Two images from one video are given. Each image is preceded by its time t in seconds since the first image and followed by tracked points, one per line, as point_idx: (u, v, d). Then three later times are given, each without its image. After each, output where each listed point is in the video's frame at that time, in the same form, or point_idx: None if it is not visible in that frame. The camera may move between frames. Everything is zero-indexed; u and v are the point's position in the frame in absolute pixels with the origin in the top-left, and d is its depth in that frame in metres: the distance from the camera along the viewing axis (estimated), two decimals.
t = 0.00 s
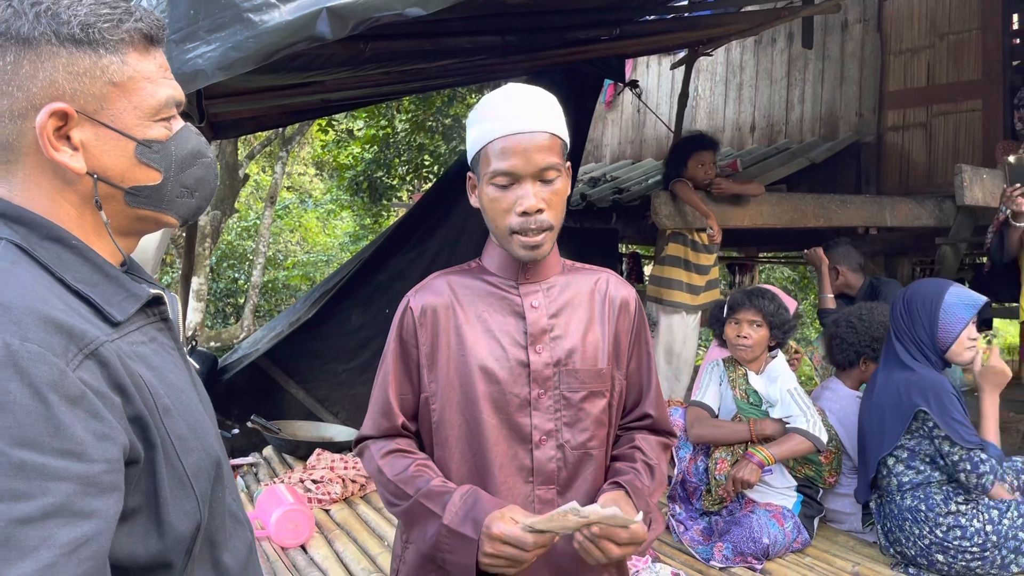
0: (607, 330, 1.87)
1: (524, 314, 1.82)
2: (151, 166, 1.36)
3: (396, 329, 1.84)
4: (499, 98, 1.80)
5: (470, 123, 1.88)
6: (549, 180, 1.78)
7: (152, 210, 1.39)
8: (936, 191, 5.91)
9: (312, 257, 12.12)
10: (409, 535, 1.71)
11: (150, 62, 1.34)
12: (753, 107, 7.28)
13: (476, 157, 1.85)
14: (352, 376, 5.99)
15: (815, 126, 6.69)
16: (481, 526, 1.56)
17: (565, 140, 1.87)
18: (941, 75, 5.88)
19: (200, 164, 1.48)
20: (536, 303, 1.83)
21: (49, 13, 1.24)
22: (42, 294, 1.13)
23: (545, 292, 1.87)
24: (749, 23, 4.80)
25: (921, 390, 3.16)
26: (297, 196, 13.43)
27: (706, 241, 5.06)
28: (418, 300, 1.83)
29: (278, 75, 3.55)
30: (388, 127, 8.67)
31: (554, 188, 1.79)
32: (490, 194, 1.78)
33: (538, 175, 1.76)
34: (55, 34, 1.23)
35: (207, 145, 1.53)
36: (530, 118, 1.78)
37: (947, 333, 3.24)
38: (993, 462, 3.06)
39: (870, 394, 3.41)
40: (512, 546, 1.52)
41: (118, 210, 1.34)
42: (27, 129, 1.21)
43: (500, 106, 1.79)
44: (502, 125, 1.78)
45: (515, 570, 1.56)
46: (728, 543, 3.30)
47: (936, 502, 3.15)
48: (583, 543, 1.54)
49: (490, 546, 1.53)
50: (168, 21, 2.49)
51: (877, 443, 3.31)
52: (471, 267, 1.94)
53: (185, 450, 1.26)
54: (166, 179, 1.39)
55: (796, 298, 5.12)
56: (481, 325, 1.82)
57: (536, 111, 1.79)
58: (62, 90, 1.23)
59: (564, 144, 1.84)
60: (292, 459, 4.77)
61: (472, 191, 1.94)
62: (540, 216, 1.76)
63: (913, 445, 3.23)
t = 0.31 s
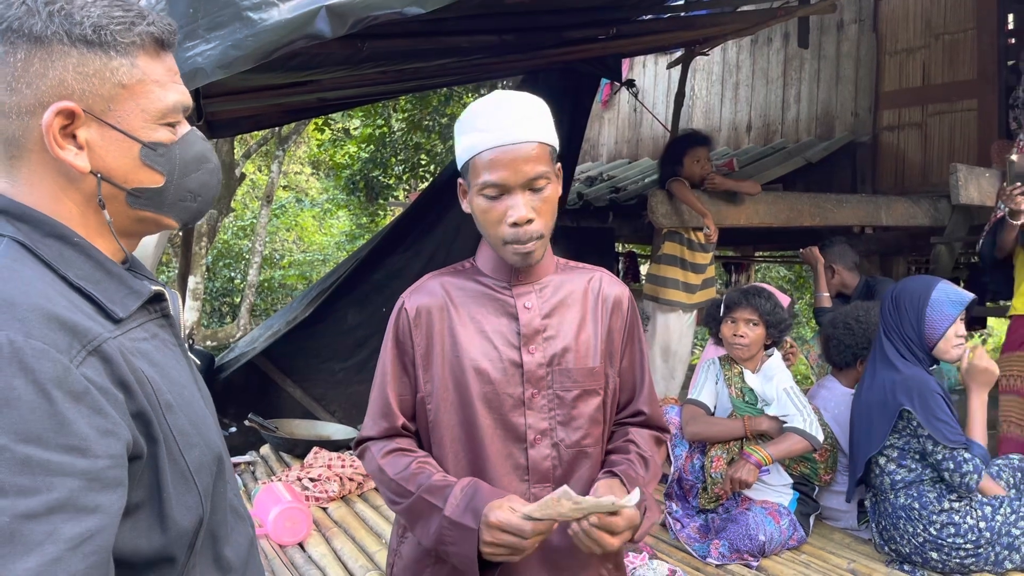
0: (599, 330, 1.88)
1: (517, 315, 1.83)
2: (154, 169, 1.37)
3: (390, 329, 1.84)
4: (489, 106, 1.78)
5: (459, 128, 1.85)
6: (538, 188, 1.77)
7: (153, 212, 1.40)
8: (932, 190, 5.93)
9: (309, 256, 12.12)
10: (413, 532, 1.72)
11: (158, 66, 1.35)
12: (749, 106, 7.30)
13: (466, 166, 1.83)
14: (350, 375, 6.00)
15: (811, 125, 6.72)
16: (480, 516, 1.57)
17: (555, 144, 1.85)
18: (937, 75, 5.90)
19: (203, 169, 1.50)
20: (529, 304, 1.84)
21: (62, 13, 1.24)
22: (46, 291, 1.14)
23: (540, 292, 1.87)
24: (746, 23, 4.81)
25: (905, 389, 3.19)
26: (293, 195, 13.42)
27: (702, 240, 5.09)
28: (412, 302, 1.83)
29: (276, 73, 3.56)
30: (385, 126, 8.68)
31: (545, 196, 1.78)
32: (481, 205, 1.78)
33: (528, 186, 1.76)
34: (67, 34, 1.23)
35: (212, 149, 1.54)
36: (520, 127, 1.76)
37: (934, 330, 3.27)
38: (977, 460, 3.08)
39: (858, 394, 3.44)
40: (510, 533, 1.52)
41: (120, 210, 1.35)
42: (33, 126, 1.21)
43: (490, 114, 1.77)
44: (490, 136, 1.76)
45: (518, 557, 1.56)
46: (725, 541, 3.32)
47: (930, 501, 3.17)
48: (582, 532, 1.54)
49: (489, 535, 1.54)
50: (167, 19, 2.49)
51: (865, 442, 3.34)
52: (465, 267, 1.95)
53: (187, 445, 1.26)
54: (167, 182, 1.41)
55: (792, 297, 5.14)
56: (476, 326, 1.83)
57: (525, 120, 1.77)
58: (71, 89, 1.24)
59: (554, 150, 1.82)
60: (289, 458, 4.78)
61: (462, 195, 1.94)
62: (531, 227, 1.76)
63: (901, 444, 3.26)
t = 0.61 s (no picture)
0: (588, 327, 1.88)
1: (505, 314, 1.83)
2: (157, 180, 1.37)
3: (381, 331, 1.85)
4: (478, 117, 1.77)
5: (447, 136, 1.85)
6: (527, 201, 1.78)
7: (152, 221, 1.39)
8: (925, 191, 5.96)
9: (303, 257, 12.11)
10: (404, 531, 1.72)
11: (174, 80, 1.37)
12: (743, 107, 7.32)
13: (454, 174, 1.83)
14: (345, 375, 6.00)
15: (805, 126, 6.74)
16: (463, 512, 1.57)
17: (544, 154, 1.84)
18: (931, 76, 5.93)
19: (207, 184, 1.50)
20: (516, 303, 1.84)
21: (84, 18, 1.28)
22: (45, 293, 1.14)
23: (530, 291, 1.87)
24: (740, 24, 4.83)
25: (913, 393, 3.20)
26: (288, 196, 13.41)
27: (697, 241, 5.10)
28: (402, 302, 1.84)
29: (272, 74, 3.56)
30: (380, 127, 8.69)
31: (532, 208, 1.79)
32: (469, 216, 1.79)
33: (516, 199, 1.76)
34: (87, 40, 1.26)
35: (216, 165, 1.54)
36: (509, 141, 1.75)
37: (937, 331, 3.30)
38: (984, 462, 3.10)
39: (860, 394, 3.44)
40: (490, 527, 1.53)
41: (121, 218, 1.35)
42: (42, 125, 1.23)
43: (478, 127, 1.76)
44: (479, 148, 1.75)
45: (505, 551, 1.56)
46: (719, 541, 3.33)
47: (925, 501, 3.19)
48: (562, 520, 1.56)
49: (471, 532, 1.55)
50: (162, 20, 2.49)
51: (866, 443, 3.34)
52: (454, 269, 1.95)
53: (184, 447, 1.27)
54: (170, 194, 1.40)
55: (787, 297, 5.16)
56: (465, 325, 1.83)
57: (515, 133, 1.76)
58: (83, 93, 1.25)
59: (543, 162, 1.82)
60: (284, 458, 4.78)
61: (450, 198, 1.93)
62: (518, 238, 1.76)
63: (901, 445, 3.26)
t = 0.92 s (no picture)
0: (589, 330, 1.88)
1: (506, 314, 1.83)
2: (157, 184, 1.36)
3: (380, 329, 1.85)
4: (466, 96, 1.88)
5: (441, 132, 1.95)
6: (519, 165, 1.82)
7: (151, 225, 1.39)
8: (917, 194, 6.00)
9: (297, 258, 12.09)
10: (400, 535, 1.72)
11: (179, 86, 1.37)
12: (736, 109, 7.35)
13: (449, 156, 1.90)
14: (339, 377, 5.99)
15: (798, 128, 6.76)
16: (462, 519, 1.56)
17: (533, 133, 1.92)
18: (923, 79, 5.97)
19: (207, 189, 1.50)
20: (518, 304, 1.84)
21: (92, 22, 1.28)
22: (44, 292, 1.14)
23: (528, 292, 1.87)
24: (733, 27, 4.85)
25: (934, 397, 3.16)
26: (281, 197, 13.38)
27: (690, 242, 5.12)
28: (402, 302, 1.84)
29: (267, 75, 3.56)
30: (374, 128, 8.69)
31: (526, 173, 1.82)
32: (465, 186, 1.82)
33: (508, 161, 1.80)
34: (94, 43, 1.26)
35: (217, 171, 1.54)
36: (495, 109, 1.84)
37: (954, 334, 3.28)
38: (1001, 467, 3.15)
39: (873, 393, 3.38)
40: (488, 534, 1.52)
41: (121, 220, 1.34)
42: (46, 125, 1.23)
43: (467, 102, 1.86)
44: (468, 122, 1.84)
45: (505, 559, 1.55)
46: (713, 541, 3.33)
47: (921, 501, 3.18)
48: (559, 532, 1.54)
49: (469, 539, 1.55)
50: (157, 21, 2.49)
51: (874, 441, 3.28)
52: (457, 268, 1.96)
53: (183, 447, 1.27)
54: (170, 198, 1.40)
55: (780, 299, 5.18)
56: (465, 326, 1.84)
57: (500, 105, 1.86)
58: (89, 95, 1.25)
59: (532, 133, 1.89)
60: (278, 460, 4.77)
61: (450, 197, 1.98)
62: (514, 200, 1.78)
63: (909, 446, 3.22)
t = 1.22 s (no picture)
0: (586, 323, 1.88)
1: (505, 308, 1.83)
2: (150, 181, 1.36)
3: (378, 326, 1.84)
4: (468, 94, 1.90)
5: (442, 131, 1.96)
6: (517, 159, 1.83)
7: (143, 223, 1.38)
8: (909, 196, 6.02)
9: (290, 259, 12.06)
10: (399, 525, 1.71)
11: (171, 83, 1.36)
12: (730, 111, 7.36)
13: (449, 153, 1.90)
14: (332, 378, 5.97)
15: (792, 130, 6.77)
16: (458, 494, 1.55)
17: (532, 130, 1.93)
18: (916, 81, 5.99)
19: (200, 187, 1.49)
20: (515, 298, 1.84)
21: (84, 19, 1.27)
22: (35, 291, 1.13)
23: (527, 288, 1.88)
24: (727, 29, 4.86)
25: (954, 403, 3.16)
26: (274, 198, 13.35)
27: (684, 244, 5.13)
28: (401, 297, 1.84)
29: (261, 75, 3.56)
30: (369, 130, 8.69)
31: (524, 168, 1.82)
32: (464, 180, 1.83)
33: (507, 155, 1.81)
34: (86, 40, 1.26)
35: (211, 169, 1.53)
36: (495, 105, 1.86)
37: (971, 340, 3.32)
38: (1016, 476, 3.16)
39: (886, 396, 3.38)
40: (481, 499, 1.48)
41: (113, 218, 1.34)
42: (37, 124, 1.22)
43: (467, 100, 1.88)
44: (467, 117, 1.86)
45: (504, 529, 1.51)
46: (708, 542, 3.33)
47: (921, 500, 3.18)
48: (557, 505, 1.50)
49: (462, 508, 1.51)
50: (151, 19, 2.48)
51: (886, 441, 3.28)
52: (455, 265, 1.96)
53: (175, 447, 1.26)
54: (163, 196, 1.39)
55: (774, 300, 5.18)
56: (464, 322, 1.84)
57: (499, 101, 1.87)
58: (81, 92, 1.25)
59: (531, 132, 1.90)
60: (271, 461, 4.75)
61: (449, 197, 1.97)
62: (512, 192, 1.78)
63: (921, 449, 3.22)
